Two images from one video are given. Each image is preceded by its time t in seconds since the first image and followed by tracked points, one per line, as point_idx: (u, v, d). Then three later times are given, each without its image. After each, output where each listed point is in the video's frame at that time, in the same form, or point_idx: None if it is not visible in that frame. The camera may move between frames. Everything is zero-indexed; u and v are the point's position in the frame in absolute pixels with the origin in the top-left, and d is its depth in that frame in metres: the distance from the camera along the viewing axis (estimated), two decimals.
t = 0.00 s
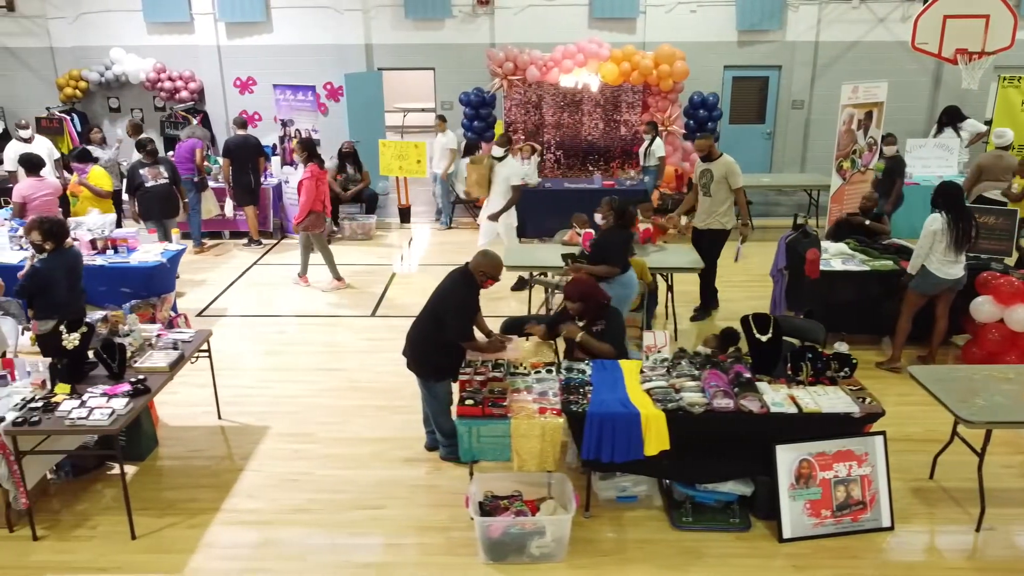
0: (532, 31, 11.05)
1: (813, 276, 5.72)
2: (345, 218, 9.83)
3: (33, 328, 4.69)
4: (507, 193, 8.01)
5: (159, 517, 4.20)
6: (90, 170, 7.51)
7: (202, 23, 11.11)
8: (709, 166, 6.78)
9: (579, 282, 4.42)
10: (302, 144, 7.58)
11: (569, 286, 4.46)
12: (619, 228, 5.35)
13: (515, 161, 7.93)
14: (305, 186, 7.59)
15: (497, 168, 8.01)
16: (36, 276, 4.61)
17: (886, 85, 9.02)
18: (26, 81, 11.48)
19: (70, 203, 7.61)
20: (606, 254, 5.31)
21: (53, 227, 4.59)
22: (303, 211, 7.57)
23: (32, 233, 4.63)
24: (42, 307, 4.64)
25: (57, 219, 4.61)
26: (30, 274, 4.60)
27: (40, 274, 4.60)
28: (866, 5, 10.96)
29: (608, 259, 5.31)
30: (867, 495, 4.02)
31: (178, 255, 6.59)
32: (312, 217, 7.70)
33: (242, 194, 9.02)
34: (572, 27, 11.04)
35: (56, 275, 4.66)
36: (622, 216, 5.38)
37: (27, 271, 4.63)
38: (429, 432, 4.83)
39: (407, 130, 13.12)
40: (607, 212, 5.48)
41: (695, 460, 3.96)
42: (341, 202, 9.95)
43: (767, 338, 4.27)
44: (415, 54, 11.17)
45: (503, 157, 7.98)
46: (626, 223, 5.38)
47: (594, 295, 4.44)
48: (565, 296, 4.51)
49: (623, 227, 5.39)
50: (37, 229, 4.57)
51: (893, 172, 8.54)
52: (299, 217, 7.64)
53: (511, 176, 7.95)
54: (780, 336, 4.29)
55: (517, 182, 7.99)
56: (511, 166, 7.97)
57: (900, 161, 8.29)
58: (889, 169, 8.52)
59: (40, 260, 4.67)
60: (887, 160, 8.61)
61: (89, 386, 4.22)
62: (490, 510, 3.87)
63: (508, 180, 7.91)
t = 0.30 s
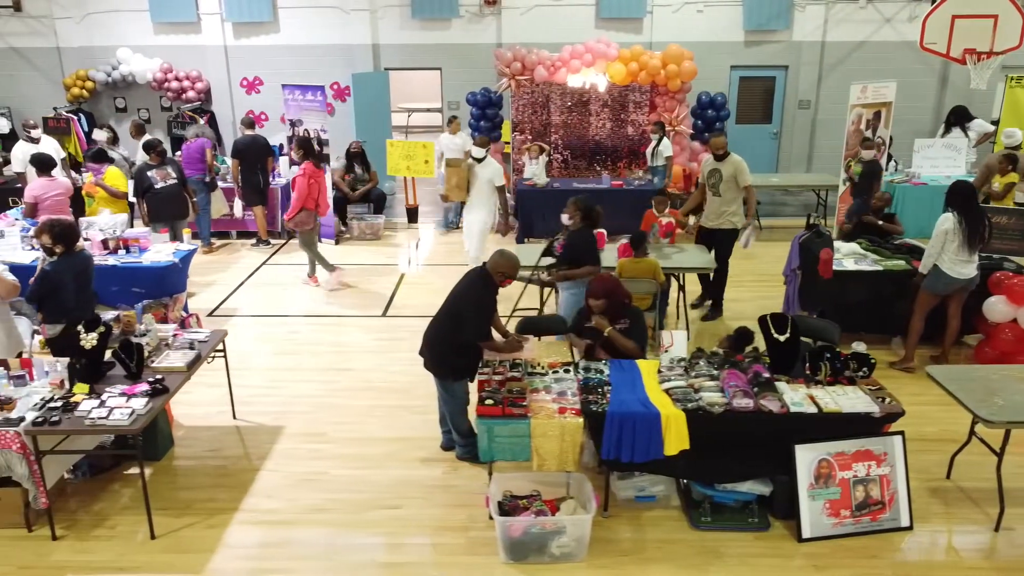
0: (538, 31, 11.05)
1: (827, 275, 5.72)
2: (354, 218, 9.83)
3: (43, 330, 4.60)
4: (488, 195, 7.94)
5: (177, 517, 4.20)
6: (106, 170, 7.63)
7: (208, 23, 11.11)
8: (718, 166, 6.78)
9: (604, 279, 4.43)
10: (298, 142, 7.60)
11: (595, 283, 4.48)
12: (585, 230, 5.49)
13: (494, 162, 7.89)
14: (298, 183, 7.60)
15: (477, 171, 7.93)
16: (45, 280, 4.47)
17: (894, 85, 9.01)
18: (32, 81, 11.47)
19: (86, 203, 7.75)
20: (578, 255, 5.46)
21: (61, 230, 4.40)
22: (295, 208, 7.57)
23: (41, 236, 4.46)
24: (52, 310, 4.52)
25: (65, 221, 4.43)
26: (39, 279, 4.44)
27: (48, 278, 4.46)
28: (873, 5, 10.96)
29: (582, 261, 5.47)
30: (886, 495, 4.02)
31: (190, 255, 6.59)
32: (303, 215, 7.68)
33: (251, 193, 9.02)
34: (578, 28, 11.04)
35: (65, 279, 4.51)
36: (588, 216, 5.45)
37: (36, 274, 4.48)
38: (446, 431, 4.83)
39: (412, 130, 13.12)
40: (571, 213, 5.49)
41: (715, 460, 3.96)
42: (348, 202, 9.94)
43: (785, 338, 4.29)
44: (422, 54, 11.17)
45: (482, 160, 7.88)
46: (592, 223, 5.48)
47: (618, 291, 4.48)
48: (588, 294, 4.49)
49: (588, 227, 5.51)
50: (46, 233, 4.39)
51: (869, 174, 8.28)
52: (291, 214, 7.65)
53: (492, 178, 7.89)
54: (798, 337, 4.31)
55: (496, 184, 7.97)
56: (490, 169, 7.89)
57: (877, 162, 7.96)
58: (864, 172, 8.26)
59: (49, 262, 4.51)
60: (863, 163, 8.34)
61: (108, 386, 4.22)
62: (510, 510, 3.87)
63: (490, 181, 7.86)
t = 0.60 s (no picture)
0: (545, 31, 11.05)
1: (840, 275, 5.71)
2: (362, 218, 9.82)
3: (58, 329, 4.59)
4: (475, 207, 7.21)
5: (196, 517, 4.20)
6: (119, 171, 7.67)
7: (215, 23, 11.11)
8: (724, 164, 6.74)
9: (629, 277, 4.51)
10: (297, 142, 7.59)
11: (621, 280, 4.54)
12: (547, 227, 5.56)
13: (483, 171, 7.20)
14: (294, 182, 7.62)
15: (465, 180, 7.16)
16: (59, 280, 4.45)
17: (903, 85, 9.00)
18: (39, 81, 11.48)
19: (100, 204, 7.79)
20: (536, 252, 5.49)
21: (75, 232, 4.36)
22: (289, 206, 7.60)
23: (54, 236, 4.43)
24: (65, 310, 4.50)
25: (78, 222, 4.37)
26: (53, 279, 4.43)
27: (62, 278, 4.43)
28: (879, 5, 10.96)
29: (542, 257, 5.51)
30: (905, 494, 4.02)
31: (202, 255, 6.60)
32: (298, 213, 7.70)
33: (260, 193, 9.02)
34: (585, 28, 11.05)
35: (78, 280, 4.48)
36: (551, 213, 5.53)
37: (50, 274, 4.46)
38: (462, 431, 4.84)
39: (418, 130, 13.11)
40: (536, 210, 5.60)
41: (735, 460, 3.96)
42: (357, 202, 9.94)
43: (804, 337, 4.28)
44: (429, 54, 11.18)
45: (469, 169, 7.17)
46: (555, 218, 5.55)
47: (645, 289, 4.56)
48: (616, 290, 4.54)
49: (552, 224, 5.56)
50: (59, 233, 4.36)
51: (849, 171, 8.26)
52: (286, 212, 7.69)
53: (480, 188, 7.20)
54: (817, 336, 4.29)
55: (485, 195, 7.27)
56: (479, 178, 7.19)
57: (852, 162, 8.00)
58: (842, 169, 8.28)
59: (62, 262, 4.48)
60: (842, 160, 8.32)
61: (126, 385, 4.22)
62: (529, 510, 3.88)
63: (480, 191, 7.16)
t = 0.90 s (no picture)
0: (553, 31, 11.05)
1: (853, 274, 5.73)
2: (370, 218, 9.81)
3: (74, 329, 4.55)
4: (465, 210, 7.37)
5: (215, 517, 4.20)
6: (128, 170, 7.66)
7: (223, 23, 11.11)
8: (730, 162, 6.72)
9: (657, 274, 4.63)
10: (294, 142, 7.53)
11: (647, 279, 4.63)
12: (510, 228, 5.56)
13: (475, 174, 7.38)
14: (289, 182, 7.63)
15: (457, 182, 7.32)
16: (76, 279, 4.42)
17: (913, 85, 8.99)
18: (46, 81, 11.47)
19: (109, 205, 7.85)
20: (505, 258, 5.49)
21: (91, 230, 4.33)
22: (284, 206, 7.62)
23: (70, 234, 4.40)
24: (81, 309, 4.47)
25: (93, 221, 4.34)
26: (70, 278, 4.40)
27: (79, 277, 4.41)
28: (887, 5, 10.96)
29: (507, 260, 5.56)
30: (924, 494, 4.02)
31: (214, 255, 6.60)
32: (292, 213, 7.72)
33: (269, 194, 9.01)
34: (593, 28, 11.05)
35: (94, 279, 4.44)
36: (515, 214, 5.08)
37: (66, 273, 4.43)
38: (479, 430, 4.84)
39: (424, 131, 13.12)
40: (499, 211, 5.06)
41: (754, 459, 3.96)
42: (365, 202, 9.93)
43: (823, 336, 4.34)
44: (436, 54, 11.18)
45: (461, 172, 7.35)
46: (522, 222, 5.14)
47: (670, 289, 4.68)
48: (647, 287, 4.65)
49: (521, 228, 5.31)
50: (74, 231, 4.33)
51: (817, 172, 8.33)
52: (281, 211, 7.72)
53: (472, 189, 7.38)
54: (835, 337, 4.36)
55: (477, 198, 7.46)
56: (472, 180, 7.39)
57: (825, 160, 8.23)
58: (813, 169, 8.32)
59: (78, 261, 4.45)
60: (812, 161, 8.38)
61: (144, 385, 4.23)
62: (549, 509, 3.88)
63: (471, 193, 7.32)
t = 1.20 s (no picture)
0: (560, 30, 11.05)
1: (867, 274, 5.74)
2: (379, 218, 9.80)
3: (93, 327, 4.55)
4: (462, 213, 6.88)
5: (234, 516, 4.20)
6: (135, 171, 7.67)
7: (230, 23, 11.12)
8: (744, 161, 6.77)
9: (678, 272, 4.59)
10: (291, 140, 7.62)
11: (669, 278, 4.61)
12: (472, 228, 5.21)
13: (467, 175, 6.93)
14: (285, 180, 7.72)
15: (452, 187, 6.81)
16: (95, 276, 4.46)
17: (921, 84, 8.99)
18: (53, 81, 11.47)
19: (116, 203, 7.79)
20: (471, 256, 5.21)
21: (111, 226, 4.38)
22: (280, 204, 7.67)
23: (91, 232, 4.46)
24: (100, 307, 4.49)
25: (112, 219, 4.41)
26: (89, 275, 4.42)
27: (98, 273, 4.44)
28: (893, 5, 10.96)
29: (474, 260, 5.23)
30: (943, 493, 4.03)
31: (226, 255, 6.60)
32: (288, 210, 7.74)
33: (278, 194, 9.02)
34: (600, 28, 11.05)
35: (112, 275, 4.47)
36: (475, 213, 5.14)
37: (86, 271, 4.47)
38: (495, 430, 4.84)
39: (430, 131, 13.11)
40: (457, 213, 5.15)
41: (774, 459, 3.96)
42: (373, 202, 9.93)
43: (841, 336, 4.30)
44: (443, 54, 11.19)
45: (454, 174, 6.86)
46: (480, 220, 5.18)
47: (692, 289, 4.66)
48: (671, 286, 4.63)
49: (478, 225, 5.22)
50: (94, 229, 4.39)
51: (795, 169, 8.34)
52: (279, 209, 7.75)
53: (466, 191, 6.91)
54: (853, 336, 4.33)
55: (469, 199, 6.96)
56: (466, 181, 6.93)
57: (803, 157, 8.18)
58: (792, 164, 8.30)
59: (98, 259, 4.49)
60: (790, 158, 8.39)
61: (164, 385, 4.22)
62: (570, 509, 3.88)
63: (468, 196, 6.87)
